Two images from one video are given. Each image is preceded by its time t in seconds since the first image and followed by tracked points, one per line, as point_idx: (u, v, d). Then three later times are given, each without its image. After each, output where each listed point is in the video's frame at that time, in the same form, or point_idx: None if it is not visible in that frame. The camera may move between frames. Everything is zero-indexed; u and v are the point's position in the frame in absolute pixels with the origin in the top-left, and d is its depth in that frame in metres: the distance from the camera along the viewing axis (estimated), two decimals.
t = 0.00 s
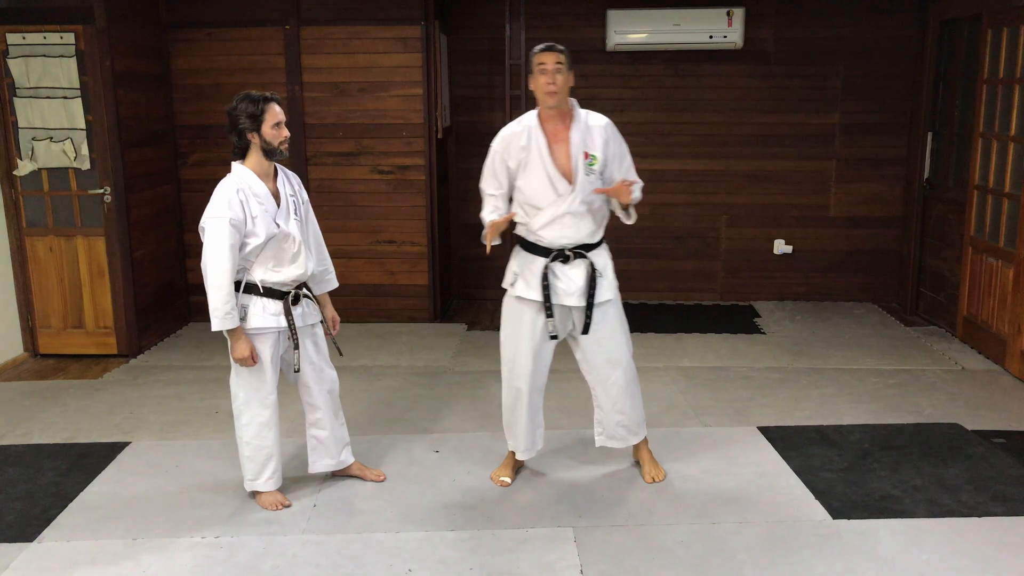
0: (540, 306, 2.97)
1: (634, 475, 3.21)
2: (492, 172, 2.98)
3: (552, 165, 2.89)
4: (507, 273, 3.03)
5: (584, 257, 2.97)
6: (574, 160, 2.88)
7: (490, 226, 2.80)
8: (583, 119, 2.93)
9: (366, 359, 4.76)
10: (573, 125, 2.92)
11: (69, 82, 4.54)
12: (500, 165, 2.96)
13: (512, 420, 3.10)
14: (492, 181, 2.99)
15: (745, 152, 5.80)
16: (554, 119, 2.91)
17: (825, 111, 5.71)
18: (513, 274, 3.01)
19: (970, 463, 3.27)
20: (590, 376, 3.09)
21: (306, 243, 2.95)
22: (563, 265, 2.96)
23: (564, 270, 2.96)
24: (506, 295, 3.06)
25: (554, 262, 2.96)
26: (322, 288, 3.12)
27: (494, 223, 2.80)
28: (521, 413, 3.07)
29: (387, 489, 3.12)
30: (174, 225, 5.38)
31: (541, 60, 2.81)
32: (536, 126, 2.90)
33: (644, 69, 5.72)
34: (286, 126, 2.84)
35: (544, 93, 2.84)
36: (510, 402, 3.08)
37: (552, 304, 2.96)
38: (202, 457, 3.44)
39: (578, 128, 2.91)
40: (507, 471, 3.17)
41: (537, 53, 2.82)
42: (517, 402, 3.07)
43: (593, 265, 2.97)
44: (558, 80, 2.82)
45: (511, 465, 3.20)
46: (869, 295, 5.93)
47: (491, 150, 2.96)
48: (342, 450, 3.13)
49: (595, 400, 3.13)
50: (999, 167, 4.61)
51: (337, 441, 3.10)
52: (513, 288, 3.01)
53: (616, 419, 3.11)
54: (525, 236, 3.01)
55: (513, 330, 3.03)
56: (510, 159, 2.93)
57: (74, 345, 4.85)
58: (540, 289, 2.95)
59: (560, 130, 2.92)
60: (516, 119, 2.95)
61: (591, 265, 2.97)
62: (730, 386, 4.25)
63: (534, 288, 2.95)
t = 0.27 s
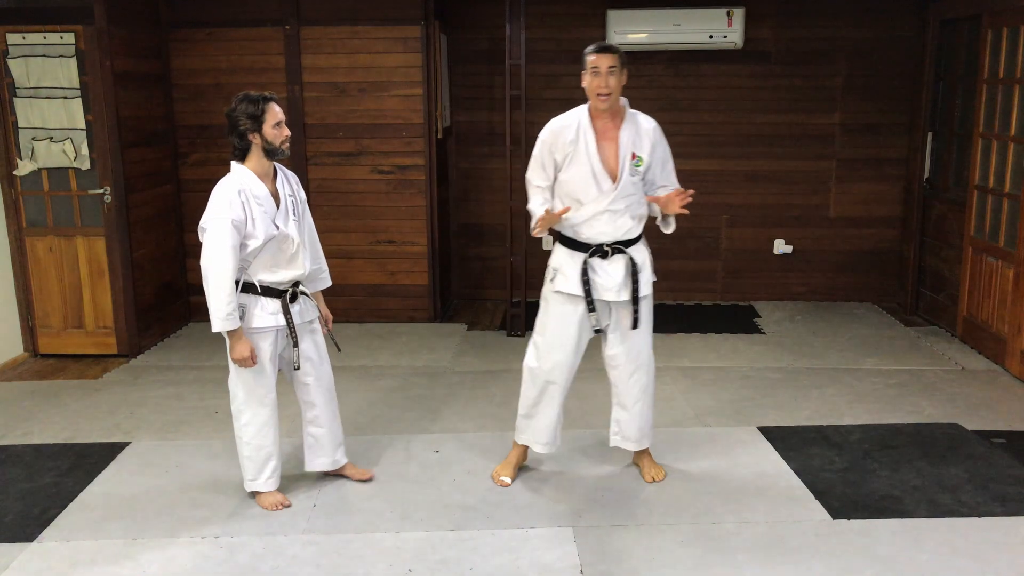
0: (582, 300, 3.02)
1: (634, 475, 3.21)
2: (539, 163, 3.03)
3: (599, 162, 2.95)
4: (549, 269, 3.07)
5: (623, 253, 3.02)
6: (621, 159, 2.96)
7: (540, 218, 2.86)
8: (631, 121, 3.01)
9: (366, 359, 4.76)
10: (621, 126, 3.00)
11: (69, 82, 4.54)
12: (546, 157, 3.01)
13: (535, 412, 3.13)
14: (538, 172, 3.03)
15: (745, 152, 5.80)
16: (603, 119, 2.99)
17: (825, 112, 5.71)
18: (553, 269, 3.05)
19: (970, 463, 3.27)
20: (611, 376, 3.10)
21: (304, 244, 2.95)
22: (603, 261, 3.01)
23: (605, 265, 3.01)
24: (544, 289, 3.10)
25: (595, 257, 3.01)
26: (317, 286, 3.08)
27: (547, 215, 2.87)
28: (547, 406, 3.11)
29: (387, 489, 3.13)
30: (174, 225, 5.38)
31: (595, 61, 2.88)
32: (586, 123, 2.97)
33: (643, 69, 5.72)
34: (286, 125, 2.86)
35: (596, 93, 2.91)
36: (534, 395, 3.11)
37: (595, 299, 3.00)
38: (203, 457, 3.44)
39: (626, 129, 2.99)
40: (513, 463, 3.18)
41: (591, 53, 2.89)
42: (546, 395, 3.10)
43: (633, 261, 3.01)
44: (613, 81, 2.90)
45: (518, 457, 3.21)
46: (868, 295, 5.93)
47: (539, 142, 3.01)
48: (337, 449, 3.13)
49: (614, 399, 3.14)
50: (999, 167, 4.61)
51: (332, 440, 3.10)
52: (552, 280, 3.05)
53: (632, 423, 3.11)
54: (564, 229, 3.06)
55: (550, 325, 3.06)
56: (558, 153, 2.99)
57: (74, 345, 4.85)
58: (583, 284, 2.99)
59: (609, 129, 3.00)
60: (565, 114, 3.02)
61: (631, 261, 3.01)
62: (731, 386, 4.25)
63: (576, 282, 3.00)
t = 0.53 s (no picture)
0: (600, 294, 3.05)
1: (634, 475, 3.21)
2: (566, 157, 3.10)
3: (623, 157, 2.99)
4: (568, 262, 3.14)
5: (640, 250, 3.06)
6: (645, 156, 3.00)
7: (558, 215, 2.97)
8: (660, 120, 3.05)
9: (366, 359, 4.76)
10: (648, 124, 3.03)
11: (69, 82, 4.54)
12: (573, 151, 3.08)
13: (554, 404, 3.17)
14: (564, 166, 3.11)
15: (745, 152, 5.80)
16: (632, 117, 3.04)
17: (825, 111, 5.71)
18: (572, 262, 3.12)
19: (970, 463, 3.27)
20: (630, 369, 3.14)
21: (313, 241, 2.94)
22: (620, 256, 3.05)
23: (621, 261, 3.05)
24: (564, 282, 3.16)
25: (611, 253, 3.05)
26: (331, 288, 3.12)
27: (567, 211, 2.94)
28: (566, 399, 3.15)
29: (387, 489, 3.13)
30: (174, 225, 5.38)
31: (626, 57, 2.95)
32: (613, 119, 3.02)
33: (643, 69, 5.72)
34: (296, 121, 2.86)
35: (624, 89, 2.96)
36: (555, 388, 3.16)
37: (613, 293, 3.03)
38: (203, 458, 3.44)
39: (653, 127, 3.03)
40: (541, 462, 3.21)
41: (622, 50, 2.96)
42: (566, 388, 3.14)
43: (649, 257, 3.04)
44: (640, 79, 2.95)
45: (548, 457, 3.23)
46: (868, 295, 5.93)
47: (567, 136, 3.09)
48: (324, 445, 3.15)
49: (631, 394, 3.17)
50: (999, 167, 4.61)
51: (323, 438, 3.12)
52: (571, 273, 3.12)
53: (651, 416, 3.14)
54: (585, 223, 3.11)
55: (568, 318, 3.11)
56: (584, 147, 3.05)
57: (74, 345, 4.85)
58: (601, 277, 3.03)
59: (636, 127, 3.04)
60: (595, 110, 3.08)
61: (648, 257, 3.04)
62: (731, 386, 4.25)
63: (594, 275, 3.05)
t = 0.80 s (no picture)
0: (597, 292, 3.07)
1: (634, 475, 3.21)
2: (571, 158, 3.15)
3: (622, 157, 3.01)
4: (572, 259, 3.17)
5: (639, 250, 3.04)
6: (645, 156, 2.99)
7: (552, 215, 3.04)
8: (661, 118, 3.03)
9: (366, 359, 4.76)
10: (649, 123, 3.03)
11: (69, 82, 4.54)
12: (577, 152, 3.12)
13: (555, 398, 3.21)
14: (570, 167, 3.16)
15: (745, 152, 5.80)
16: (635, 117, 3.04)
17: (825, 111, 5.71)
18: (575, 259, 3.15)
19: (970, 463, 3.27)
20: (628, 369, 3.13)
21: (325, 239, 2.93)
22: (619, 255, 3.05)
23: (620, 259, 3.04)
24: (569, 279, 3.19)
25: (610, 251, 3.06)
26: (357, 286, 3.11)
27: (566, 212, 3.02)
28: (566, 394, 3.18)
29: (387, 489, 3.13)
30: (174, 225, 5.38)
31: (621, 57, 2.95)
32: (614, 119, 3.04)
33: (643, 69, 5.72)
34: (314, 118, 2.86)
35: (622, 89, 2.97)
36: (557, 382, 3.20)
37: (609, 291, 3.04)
38: (203, 458, 3.44)
39: (654, 125, 3.02)
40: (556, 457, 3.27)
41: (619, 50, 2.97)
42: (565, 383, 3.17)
43: (648, 257, 3.02)
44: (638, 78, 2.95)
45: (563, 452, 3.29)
46: (868, 295, 5.93)
47: (572, 137, 3.13)
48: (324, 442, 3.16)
49: (631, 393, 3.16)
50: (999, 167, 4.61)
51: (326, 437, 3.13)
52: (574, 270, 3.15)
53: (648, 416, 3.13)
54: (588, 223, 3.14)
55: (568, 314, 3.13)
56: (586, 148, 3.09)
57: (74, 345, 4.85)
58: (597, 275, 3.05)
59: (638, 126, 3.05)
60: (599, 111, 3.10)
61: (646, 257, 3.02)
62: (731, 386, 4.25)
63: (592, 273, 3.06)
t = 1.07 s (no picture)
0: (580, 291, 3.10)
1: (634, 475, 3.22)
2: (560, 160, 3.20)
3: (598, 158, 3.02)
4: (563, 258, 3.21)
5: (619, 250, 3.04)
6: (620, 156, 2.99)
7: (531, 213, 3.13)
8: (637, 118, 3.01)
9: (366, 359, 4.76)
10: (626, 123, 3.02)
11: (69, 82, 4.54)
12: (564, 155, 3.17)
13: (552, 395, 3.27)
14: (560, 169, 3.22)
15: (745, 152, 5.80)
16: (615, 116, 3.04)
17: (825, 112, 5.71)
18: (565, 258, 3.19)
19: (970, 463, 3.27)
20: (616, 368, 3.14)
21: (332, 239, 2.93)
22: (599, 255, 3.06)
23: (600, 259, 3.06)
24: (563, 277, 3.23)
25: (591, 251, 3.08)
26: (365, 287, 3.10)
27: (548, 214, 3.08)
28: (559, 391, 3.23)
29: (387, 489, 3.13)
30: (174, 225, 5.38)
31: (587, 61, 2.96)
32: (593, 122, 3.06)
33: (643, 69, 5.72)
34: (324, 120, 2.87)
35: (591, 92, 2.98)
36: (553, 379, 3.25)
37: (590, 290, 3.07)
38: (203, 458, 3.44)
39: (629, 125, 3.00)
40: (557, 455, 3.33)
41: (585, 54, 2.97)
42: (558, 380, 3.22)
43: (627, 257, 3.02)
44: (614, 78, 2.95)
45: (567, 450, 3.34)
46: (868, 294, 5.93)
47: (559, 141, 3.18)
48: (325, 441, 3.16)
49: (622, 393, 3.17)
50: (999, 167, 4.61)
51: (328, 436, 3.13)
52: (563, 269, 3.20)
53: (636, 416, 3.14)
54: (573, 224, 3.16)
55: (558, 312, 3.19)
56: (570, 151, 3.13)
57: (73, 345, 4.85)
58: (579, 274, 3.08)
59: (615, 127, 3.05)
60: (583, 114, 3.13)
61: (624, 257, 3.02)
62: (731, 386, 4.25)
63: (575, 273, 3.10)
